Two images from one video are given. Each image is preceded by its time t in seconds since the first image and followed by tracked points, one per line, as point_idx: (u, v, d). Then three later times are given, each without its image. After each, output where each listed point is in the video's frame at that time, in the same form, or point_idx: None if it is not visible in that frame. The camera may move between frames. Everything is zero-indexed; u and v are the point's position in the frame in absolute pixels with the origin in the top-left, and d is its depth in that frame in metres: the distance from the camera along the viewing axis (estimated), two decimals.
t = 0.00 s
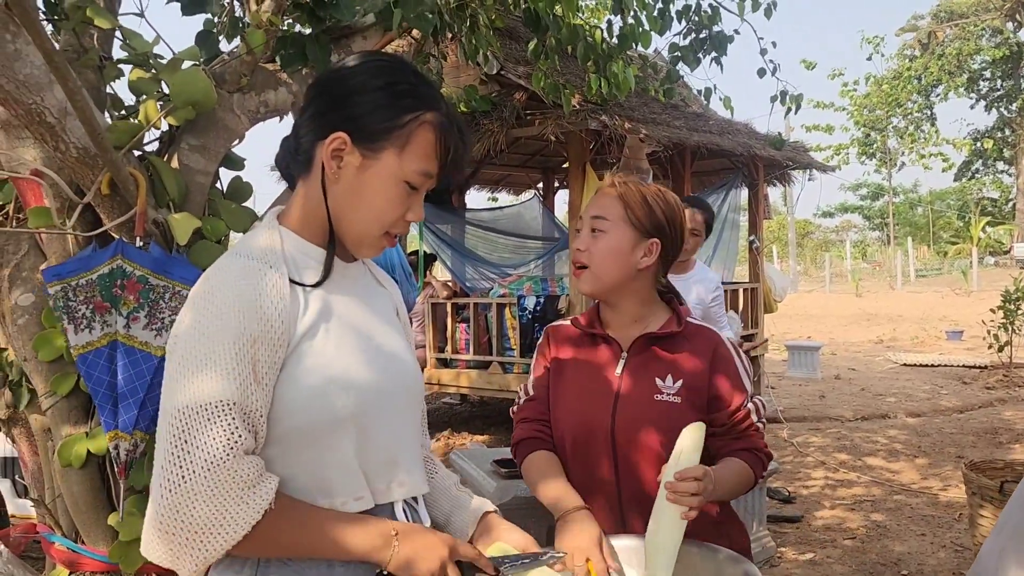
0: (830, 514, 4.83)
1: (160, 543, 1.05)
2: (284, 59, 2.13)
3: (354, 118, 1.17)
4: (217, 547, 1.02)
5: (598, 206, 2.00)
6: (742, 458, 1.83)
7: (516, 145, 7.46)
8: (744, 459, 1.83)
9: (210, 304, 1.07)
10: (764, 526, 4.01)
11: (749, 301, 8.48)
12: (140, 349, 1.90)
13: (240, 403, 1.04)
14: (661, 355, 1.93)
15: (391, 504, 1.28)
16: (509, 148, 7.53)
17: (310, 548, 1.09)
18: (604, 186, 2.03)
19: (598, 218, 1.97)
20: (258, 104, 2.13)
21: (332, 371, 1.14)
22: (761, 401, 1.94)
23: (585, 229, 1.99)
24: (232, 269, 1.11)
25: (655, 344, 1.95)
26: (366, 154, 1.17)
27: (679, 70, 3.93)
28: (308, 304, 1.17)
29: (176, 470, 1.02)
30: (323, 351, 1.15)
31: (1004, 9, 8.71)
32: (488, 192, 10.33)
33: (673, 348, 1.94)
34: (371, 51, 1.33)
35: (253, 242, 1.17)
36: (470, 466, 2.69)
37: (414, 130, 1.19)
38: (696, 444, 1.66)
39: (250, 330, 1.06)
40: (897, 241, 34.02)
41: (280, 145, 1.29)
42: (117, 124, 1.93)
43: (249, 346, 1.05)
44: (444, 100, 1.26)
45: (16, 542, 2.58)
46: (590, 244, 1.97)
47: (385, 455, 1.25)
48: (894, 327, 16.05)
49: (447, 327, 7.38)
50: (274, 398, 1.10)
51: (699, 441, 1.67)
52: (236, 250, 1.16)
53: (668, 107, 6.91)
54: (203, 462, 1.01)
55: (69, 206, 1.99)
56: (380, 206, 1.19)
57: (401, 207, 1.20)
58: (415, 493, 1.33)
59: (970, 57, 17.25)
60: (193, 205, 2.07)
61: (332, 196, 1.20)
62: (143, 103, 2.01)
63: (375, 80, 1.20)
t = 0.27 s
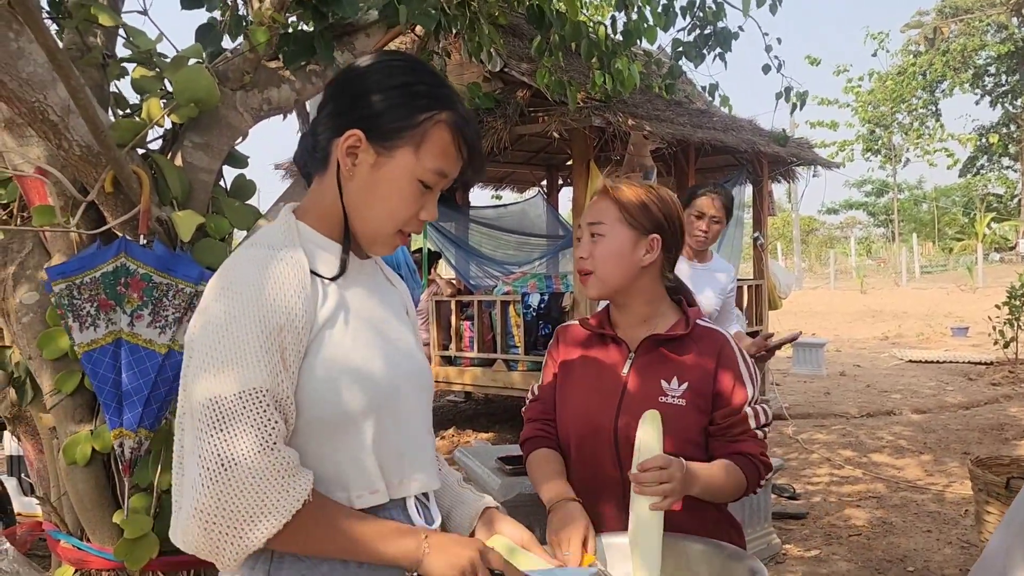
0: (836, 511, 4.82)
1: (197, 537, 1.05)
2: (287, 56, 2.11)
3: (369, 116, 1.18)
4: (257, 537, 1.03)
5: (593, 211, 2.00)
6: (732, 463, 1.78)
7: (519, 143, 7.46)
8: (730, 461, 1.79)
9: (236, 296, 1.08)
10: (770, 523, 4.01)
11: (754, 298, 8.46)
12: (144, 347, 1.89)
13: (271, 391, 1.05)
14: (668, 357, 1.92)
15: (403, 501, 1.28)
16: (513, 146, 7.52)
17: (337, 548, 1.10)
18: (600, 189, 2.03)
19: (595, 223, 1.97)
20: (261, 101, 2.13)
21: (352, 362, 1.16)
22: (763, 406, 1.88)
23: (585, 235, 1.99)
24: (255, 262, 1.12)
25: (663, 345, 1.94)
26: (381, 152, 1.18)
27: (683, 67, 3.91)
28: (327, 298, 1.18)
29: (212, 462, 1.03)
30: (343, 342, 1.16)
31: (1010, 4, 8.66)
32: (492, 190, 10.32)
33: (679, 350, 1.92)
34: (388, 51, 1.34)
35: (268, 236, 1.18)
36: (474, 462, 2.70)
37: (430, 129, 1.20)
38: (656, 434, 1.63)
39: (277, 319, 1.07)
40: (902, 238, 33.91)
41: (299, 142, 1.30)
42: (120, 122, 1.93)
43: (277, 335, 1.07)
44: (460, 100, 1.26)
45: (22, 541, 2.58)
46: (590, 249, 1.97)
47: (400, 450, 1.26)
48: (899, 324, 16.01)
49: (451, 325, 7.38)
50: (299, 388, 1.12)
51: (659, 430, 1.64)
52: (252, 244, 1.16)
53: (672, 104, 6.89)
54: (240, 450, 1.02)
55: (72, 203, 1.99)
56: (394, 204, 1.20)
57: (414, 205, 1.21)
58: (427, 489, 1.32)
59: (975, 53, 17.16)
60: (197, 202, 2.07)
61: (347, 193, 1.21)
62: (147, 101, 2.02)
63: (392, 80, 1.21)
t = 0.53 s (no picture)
0: (839, 506, 4.82)
1: (203, 515, 1.04)
2: (289, 54, 2.11)
3: (380, 115, 1.18)
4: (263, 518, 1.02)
5: (595, 211, 1.99)
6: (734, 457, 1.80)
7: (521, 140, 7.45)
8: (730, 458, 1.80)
9: (256, 280, 1.09)
10: (772, 518, 4.01)
11: (755, 294, 8.46)
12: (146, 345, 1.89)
13: (287, 376, 1.05)
14: (674, 351, 1.92)
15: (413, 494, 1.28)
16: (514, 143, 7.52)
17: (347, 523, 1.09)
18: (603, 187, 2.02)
19: (597, 224, 1.97)
20: (262, 99, 2.12)
21: (365, 352, 1.17)
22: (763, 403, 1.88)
23: (587, 236, 2.00)
24: (276, 251, 1.13)
25: (668, 341, 1.93)
26: (392, 151, 1.18)
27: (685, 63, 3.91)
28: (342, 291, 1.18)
29: (223, 442, 1.02)
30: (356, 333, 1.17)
31: None
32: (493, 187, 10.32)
33: (684, 344, 1.92)
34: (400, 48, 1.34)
35: (287, 228, 1.19)
36: (477, 459, 2.70)
37: (442, 129, 1.20)
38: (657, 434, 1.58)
39: (294, 306, 1.08)
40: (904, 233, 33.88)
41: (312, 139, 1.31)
42: (121, 120, 1.93)
43: (294, 321, 1.07)
44: (473, 99, 1.26)
45: (25, 539, 2.58)
46: (594, 248, 1.96)
47: (412, 443, 1.25)
48: (901, 319, 16.00)
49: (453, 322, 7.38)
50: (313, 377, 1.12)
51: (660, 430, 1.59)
52: (273, 235, 1.18)
53: (673, 100, 6.88)
54: (251, 430, 1.02)
55: (74, 202, 2.00)
56: (405, 202, 1.20)
57: (425, 204, 1.22)
58: (439, 484, 1.33)
59: (976, 48, 17.10)
60: (198, 200, 2.07)
61: (359, 191, 1.22)
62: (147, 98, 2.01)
63: (404, 78, 1.21)
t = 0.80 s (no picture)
0: (838, 502, 4.82)
1: (227, 522, 1.04)
2: (286, 52, 2.11)
3: (382, 114, 1.18)
4: (288, 520, 1.02)
5: (594, 204, 1.99)
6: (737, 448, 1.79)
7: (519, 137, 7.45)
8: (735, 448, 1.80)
9: (261, 282, 1.09)
10: (772, 514, 4.02)
11: (755, 290, 8.47)
12: (145, 344, 1.89)
13: (299, 376, 1.05)
14: (671, 346, 1.92)
15: (415, 493, 1.28)
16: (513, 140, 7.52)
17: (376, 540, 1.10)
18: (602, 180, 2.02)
19: (597, 216, 1.96)
20: (260, 97, 2.12)
21: (371, 349, 1.17)
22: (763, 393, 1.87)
23: (586, 228, 1.99)
24: (278, 252, 1.13)
25: (664, 336, 1.94)
26: (394, 150, 1.18)
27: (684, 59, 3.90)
28: (345, 289, 1.19)
29: (243, 448, 1.03)
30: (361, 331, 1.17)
31: None
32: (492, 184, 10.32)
33: (680, 339, 1.92)
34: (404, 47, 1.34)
35: (287, 228, 1.19)
36: (477, 457, 2.70)
37: (443, 128, 1.19)
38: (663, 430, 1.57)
39: (302, 306, 1.08)
40: (903, 229, 33.88)
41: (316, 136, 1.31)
42: (118, 119, 1.93)
43: (303, 321, 1.08)
44: (476, 99, 1.26)
45: (25, 538, 2.58)
46: (593, 241, 1.96)
47: (418, 439, 1.26)
48: (900, 315, 16.01)
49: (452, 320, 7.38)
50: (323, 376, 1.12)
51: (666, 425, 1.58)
52: (272, 234, 1.18)
53: (672, 97, 6.87)
54: (270, 433, 1.02)
55: (71, 201, 2.00)
56: (406, 202, 1.20)
57: (426, 203, 1.22)
58: (441, 483, 1.33)
59: (975, 44, 17.08)
60: (196, 199, 2.07)
61: (360, 189, 1.22)
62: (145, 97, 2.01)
63: (407, 77, 1.20)
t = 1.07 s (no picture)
0: (835, 498, 4.83)
1: (238, 523, 1.05)
2: (280, 51, 2.09)
3: (377, 112, 1.18)
4: (299, 519, 1.03)
5: (605, 196, 1.97)
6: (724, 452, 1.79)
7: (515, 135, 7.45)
8: (725, 451, 1.79)
9: (260, 283, 1.09)
10: (768, 510, 4.04)
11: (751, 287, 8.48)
12: (140, 343, 1.89)
13: (301, 374, 1.06)
14: (665, 345, 1.92)
15: (414, 491, 1.28)
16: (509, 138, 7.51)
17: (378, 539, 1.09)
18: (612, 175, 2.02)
19: (611, 208, 1.94)
20: (254, 95, 2.12)
21: (370, 344, 1.17)
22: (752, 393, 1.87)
23: (598, 220, 1.96)
24: (274, 252, 1.13)
25: (659, 335, 1.94)
26: (387, 148, 1.18)
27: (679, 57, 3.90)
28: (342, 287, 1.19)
29: (249, 449, 1.03)
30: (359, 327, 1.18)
31: None
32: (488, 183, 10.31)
33: (674, 338, 1.92)
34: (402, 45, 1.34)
35: (280, 227, 1.19)
36: (474, 455, 2.70)
37: (437, 126, 1.19)
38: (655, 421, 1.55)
39: (299, 305, 1.09)
40: (899, 225, 33.94)
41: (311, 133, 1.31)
42: (113, 118, 1.93)
43: (301, 319, 1.08)
44: (471, 96, 1.25)
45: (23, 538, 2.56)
46: (603, 233, 1.94)
47: (417, 436, 1.26)
48: (896, 312, 16.02)
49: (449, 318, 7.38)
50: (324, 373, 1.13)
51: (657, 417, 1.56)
52: (264, 234, 1.18)
53: (667, 94, 6.87)
54: (278, 433, 1.03)
55: (66, 200, 1.99)
56: (400, 200, 1.20)
57: (420, 202, 1.22)
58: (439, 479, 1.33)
59: (970, 40, 17.08)
60: (191, 197, 2.06)
61: (354, 187, 1.22)
62: (139, 96, 2.01)
63: (402, 75, 1.20)
